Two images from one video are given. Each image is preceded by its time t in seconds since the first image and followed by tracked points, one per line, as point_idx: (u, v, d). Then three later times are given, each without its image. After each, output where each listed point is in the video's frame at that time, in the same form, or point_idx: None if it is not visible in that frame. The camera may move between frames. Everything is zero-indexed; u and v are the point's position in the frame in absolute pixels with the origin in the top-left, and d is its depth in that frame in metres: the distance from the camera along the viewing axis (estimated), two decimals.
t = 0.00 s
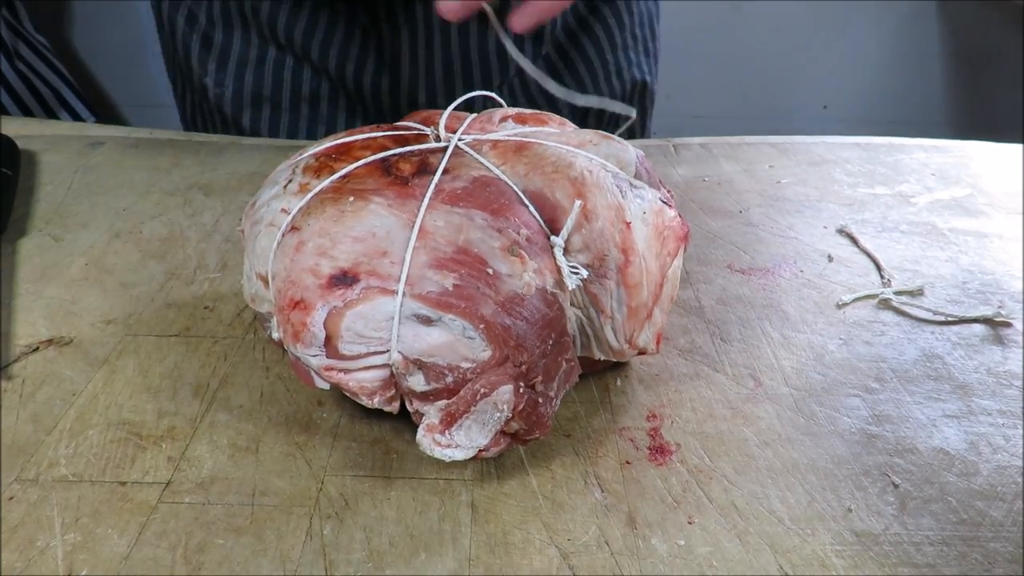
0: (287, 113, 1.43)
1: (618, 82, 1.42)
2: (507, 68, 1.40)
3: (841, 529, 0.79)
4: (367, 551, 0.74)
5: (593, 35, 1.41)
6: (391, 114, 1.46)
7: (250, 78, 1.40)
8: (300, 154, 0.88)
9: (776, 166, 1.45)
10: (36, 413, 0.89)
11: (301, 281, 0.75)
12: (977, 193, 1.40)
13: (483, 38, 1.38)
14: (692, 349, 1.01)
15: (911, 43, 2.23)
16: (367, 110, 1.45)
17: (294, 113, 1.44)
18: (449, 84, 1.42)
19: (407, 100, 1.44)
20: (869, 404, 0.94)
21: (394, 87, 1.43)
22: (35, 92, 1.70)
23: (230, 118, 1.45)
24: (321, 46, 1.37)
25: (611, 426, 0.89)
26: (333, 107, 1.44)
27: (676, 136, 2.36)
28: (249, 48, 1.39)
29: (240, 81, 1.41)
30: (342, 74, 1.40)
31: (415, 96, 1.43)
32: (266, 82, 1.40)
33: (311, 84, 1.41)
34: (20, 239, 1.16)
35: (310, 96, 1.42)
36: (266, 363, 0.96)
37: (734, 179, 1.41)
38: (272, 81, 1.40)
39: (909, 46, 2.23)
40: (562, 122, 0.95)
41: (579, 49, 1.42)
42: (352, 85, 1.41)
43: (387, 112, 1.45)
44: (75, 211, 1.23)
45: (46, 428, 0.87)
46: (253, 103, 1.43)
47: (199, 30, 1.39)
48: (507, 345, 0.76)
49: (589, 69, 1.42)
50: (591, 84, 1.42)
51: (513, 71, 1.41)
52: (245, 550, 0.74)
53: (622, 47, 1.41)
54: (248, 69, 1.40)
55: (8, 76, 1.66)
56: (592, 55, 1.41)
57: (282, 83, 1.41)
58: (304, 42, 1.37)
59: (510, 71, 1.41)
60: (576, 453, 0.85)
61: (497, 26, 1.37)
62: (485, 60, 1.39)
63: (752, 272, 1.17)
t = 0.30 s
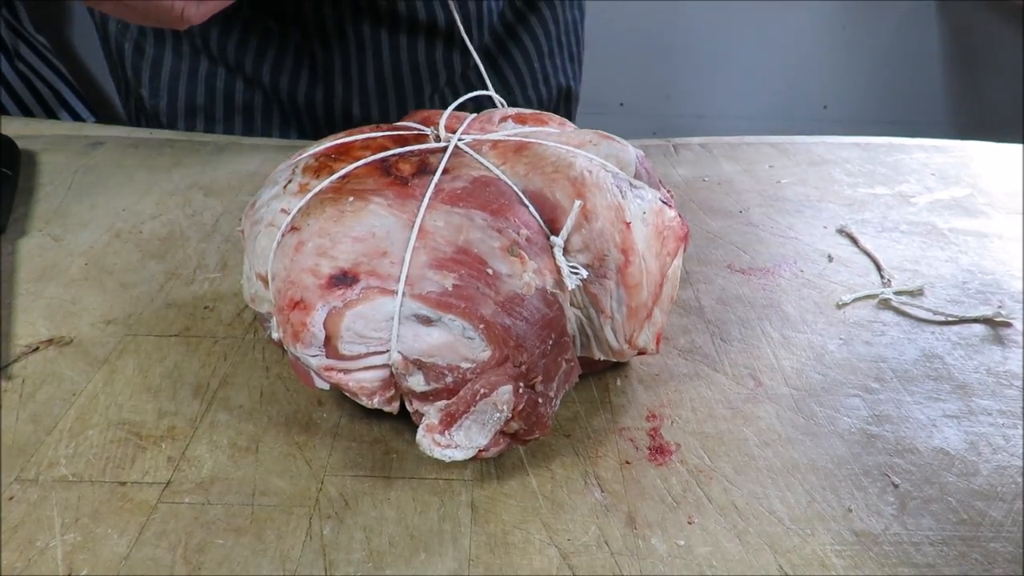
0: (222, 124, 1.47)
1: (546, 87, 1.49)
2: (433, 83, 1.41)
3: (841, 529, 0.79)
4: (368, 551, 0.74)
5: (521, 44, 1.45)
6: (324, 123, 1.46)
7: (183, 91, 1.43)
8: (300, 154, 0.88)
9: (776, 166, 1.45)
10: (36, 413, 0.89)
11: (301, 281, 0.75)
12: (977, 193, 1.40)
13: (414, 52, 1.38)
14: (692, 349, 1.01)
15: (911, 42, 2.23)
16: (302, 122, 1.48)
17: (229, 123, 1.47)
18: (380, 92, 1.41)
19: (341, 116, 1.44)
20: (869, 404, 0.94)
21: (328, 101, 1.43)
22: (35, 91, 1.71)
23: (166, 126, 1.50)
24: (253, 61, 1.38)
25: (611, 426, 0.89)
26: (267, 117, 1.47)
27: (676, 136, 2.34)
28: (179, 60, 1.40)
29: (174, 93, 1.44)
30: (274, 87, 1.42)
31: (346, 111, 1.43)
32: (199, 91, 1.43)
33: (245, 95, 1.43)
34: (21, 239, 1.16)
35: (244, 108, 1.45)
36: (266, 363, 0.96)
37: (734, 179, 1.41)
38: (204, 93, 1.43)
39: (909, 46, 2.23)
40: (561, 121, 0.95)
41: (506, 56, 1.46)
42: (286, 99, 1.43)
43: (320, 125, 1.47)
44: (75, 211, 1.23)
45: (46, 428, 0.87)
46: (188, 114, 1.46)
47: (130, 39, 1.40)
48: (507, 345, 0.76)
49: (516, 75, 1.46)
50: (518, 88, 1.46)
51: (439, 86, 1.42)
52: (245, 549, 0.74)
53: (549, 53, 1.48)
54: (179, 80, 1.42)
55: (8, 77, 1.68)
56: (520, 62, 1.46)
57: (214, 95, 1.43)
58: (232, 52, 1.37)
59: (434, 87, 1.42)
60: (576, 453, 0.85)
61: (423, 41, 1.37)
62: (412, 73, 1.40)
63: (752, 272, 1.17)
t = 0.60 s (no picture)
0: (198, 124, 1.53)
1: (523, 94, 1.51)
2: (400, 88, 1.45)
3: (841, 529, 0.79)
4: (368, 551, 0.74)
5: (496, 49, 1.47)
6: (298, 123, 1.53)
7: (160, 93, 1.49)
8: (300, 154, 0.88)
9: (776, 166, 1.45)
10: (36, 413, 0.89)
11: (301, 282, 0.74)
12: (977, 193, 1.40)
13: (386, 60, 1.43)
14: (692, 349, 1.01)
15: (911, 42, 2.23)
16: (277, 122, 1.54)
17: (206, 122, 1.54)
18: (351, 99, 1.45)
19: (313, 119, 1.49)
20: (869, 404, 0.94)
21: (302, 104, 1.48)
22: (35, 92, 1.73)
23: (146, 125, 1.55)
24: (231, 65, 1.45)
25: (611, 426, 0.89)
26: (244, 117, 1.54)
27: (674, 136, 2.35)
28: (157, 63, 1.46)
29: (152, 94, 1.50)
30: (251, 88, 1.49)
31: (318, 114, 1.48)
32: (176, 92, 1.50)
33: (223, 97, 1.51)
34: (21, 239, 1.16)
35: (221, 108, 1.52)
36: (266, 363, 0.96)
37: (734, 179, 1.41)
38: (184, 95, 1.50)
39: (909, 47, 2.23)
40: (561, 123, 0.95)
41: (482, 62, 1.48)
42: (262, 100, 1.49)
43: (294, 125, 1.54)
44: (75, 211, 1.23)
45: (46, 428, 0.87)
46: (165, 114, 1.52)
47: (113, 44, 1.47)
48: (507, 346, 0.76)
49: (494, 82, 1.47)
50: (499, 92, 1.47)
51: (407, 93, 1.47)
52: (244, 549, 0.74)
53: (526, 60, 1.50)
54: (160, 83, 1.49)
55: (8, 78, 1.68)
56: (496, 70, 1.47)
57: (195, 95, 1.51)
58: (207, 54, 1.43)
59: (402, 94, 1.46)
60: (576, 453, 0.85)
61: (396, 50, 1.44)
62: (385, 80, 1.44)
63: (752, 272, 1.17)
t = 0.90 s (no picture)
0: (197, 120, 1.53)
1: (518, 94, 1.50)
2: (398, 90, 1.45)
3: (841, 529, 0.79)
4: (368, 551, 0.74)
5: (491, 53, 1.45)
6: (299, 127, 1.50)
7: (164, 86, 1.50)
8: (300, 154, 0.88)
9: (776, 166, 1.45)
10: (36, 413, 0.89)
11: (302, 282, 0.74)
12: (977, 193, 1.40)
13: (384, 61, 1.44)
14: (692, 349, 1.01)
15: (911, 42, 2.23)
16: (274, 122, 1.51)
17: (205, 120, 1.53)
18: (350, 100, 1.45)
19: (310, 121, 1.48)
20: (869, 404, 0.94)
21: (300, 104, 1.46)
22: (36, 93, 1.72)
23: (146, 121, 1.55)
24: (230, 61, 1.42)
25: (611, 426, 0.89)
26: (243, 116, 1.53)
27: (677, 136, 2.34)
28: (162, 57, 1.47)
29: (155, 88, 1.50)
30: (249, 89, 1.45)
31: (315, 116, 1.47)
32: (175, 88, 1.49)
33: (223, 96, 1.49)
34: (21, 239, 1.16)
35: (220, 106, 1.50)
36: (266, 363, 0.96)
37: (734, 179, 1.41)
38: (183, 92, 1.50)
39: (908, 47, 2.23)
40: (560, 123, 0.95)
41: (477, 64, 1.51)
42: (259, 102, 1.46)
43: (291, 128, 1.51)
44: (75, 211, 1.23)
45: (46, 428, 0.87)
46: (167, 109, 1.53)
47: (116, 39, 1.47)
48: (507, 346, 0.76)
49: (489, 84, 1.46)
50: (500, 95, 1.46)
51: (404, 95, 1.46)
52: (245, 549, 0.74)
53: (521, 61, 1.49)
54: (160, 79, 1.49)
55: (8, 78, 1.67)
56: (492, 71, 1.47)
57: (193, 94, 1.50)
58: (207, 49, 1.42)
59: (399, 96, 1.45)
60: (576, 453, 0.85)
61: (394, 53, 1.45)
62: (382, 80, 1.44)
63: (752, 272, 1.17)
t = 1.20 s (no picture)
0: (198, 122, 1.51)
1: (521, 96, 1.49)
2: (398, 90, 1.44)
3: (841, 529, 0.79)
4: (368, 551, 0.74)
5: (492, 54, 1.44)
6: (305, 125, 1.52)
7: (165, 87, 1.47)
8: (300, 154, 0.88)
9: (776, 166, 1.45)
10: (36, 413, 0.88)
11: (302, 281, 0.74)
12: (977, 193, 1.40)
13: (383, 62, 1.43)
14: (692, 349, 1.01)
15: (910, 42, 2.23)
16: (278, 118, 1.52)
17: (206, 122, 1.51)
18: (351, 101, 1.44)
19: (313, 119, 1.49)
20: (869, 404, 0.94)
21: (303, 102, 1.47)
22: (36, 94, 1.72)
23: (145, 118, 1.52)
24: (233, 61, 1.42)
25: (611, 426, 0.89)
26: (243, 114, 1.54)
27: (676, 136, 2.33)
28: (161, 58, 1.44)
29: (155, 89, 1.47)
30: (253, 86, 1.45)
31: (317, 113, 1.48)
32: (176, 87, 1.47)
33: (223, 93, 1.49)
34: (21, 239, 1.16)
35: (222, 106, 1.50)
36: (266, 363, 0.96)
37: (734, 179, 1.41)
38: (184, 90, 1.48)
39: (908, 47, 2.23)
40: (559, 122, 0.95)
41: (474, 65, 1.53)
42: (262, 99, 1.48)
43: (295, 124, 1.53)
44: (75, 211, 1.23)
45: (46, 428, 0.87)
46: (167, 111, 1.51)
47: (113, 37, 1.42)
48: (507, 346, 0.76)
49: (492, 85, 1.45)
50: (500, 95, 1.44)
51: (404, 96, 1.45)
52: (245, 550, 0.74)
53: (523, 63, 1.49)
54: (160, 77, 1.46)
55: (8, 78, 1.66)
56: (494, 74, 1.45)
57: (198, 89, 1.52)
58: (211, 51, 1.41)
59: (399, 97, 1.44)
60: (576, 453, 0.85)
61: (394, 53, 1.43)
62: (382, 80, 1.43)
63: (752, 272, 1.17)
